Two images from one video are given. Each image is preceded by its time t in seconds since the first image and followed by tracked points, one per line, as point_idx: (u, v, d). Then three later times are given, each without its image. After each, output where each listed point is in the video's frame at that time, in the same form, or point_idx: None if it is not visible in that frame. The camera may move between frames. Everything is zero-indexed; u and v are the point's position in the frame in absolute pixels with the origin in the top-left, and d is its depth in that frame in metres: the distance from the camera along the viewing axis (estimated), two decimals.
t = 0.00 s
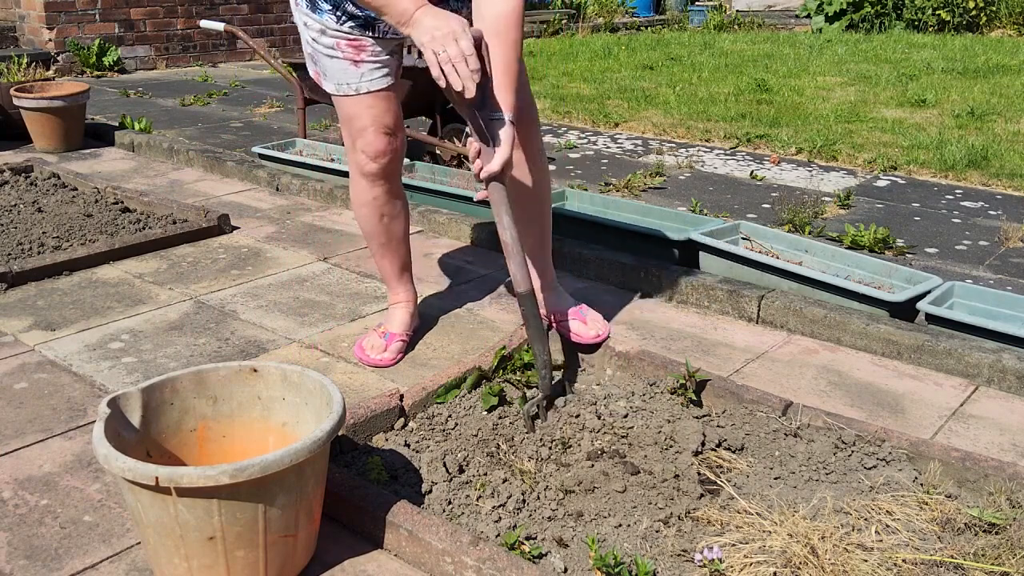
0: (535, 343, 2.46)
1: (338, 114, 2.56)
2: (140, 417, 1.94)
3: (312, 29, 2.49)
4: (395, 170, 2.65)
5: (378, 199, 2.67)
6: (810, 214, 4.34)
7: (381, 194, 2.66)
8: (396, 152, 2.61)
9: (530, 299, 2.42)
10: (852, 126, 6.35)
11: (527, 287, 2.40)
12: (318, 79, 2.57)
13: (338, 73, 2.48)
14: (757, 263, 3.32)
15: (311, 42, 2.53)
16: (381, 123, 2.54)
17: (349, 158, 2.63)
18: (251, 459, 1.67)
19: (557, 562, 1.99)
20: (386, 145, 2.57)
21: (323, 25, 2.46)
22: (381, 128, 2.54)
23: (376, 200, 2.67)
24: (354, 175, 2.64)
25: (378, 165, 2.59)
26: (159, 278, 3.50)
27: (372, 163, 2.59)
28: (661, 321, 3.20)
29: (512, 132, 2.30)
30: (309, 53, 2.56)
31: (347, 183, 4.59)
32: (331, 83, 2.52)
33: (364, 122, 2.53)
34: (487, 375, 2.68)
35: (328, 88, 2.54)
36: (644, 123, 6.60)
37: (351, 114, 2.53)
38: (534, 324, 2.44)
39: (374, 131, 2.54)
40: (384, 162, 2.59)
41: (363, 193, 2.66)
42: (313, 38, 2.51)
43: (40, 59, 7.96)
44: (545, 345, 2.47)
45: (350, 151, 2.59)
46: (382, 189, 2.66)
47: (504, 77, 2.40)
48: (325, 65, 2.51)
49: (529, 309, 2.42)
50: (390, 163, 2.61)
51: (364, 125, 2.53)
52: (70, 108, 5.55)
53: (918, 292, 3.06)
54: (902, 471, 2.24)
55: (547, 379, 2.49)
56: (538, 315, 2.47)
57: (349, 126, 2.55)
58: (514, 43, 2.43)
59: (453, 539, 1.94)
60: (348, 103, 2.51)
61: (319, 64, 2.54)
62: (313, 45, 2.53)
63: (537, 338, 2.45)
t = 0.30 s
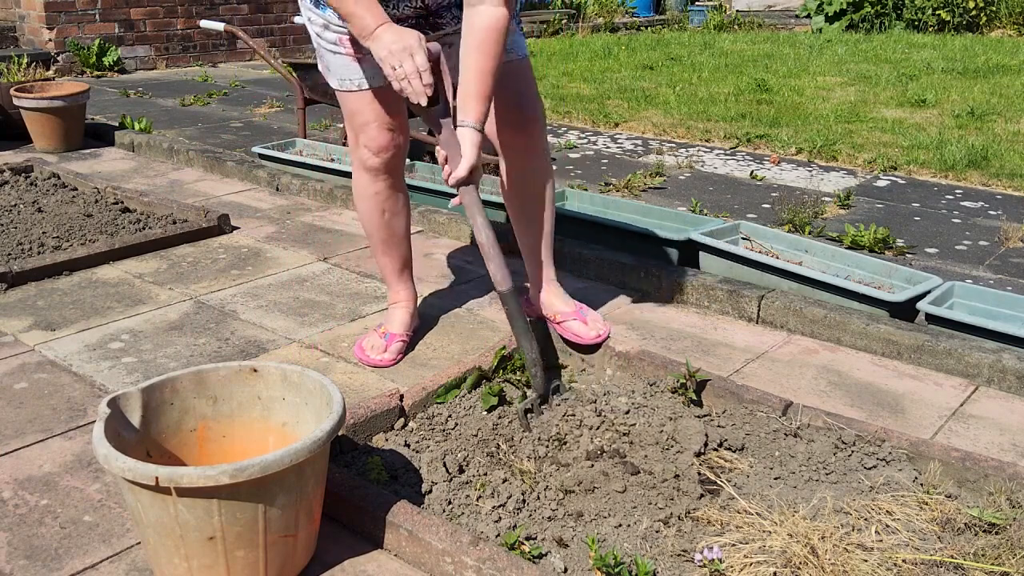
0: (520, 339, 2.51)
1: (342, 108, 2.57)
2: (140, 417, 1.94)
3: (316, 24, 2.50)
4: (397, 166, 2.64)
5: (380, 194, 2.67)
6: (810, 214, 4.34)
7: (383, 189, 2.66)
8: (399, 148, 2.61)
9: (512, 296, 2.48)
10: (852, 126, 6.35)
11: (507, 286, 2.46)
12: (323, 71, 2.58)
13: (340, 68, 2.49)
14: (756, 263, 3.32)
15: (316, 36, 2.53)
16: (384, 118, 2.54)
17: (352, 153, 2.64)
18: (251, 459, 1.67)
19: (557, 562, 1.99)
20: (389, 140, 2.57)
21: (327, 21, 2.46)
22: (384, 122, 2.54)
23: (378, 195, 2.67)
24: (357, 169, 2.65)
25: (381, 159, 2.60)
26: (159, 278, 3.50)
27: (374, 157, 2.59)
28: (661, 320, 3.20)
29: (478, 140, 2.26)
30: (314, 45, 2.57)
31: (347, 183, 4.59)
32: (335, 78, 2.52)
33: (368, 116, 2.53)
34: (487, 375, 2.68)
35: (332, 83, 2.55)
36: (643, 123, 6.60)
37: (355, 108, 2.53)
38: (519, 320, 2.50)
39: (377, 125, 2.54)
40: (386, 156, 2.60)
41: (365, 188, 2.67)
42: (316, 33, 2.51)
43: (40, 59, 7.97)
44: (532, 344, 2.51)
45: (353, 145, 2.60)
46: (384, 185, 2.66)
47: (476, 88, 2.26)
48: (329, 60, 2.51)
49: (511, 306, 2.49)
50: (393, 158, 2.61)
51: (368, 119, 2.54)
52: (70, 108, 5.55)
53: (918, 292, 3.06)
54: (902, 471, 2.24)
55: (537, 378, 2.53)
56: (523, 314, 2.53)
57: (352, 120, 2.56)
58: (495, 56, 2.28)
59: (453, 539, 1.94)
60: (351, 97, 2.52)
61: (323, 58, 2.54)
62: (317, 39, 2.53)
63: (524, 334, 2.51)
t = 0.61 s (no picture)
0: (491, 345, 2.52)
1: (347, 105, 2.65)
2: (140, 416, 1.94)
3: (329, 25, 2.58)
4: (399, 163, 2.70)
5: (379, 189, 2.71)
6: (810, 214, 4.34)
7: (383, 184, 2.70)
8: (399, 146, 2.67)
9: (473, 310, 2.50)
10: (852, 126, 6.36)
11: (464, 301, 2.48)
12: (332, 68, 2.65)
13: (349, 64, 2.57)
14: (757, 263, 3.33)
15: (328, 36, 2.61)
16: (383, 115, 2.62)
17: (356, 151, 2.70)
18: (251, 459, 1.67)
19: (556, 562, 1.99)
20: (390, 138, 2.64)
21: (339, 24, 2.54)
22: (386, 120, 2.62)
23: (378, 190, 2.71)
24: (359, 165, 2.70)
25: (381, 153, 2.66)
26: (159, 278, 3.51)
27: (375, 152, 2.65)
28: (661, 321, 3.20)
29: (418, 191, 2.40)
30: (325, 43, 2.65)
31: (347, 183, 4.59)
32: (344, 75, 2.60)
33: (371, 113, 2.61)
34: (487, 375, 2.69)
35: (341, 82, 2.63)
36: (644, 123, 6.60)
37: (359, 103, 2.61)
38: (485, 329, 2.51)
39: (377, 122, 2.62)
40: (386, 151, 2.65)
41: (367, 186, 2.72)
42: (328, 34, 2.61)
43: (41, 59, 7.97)
44: (501, 350, 2.51)
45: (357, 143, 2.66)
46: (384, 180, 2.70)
47: (429, 143, 2.35)
48: (339, 58, 2.59)
49: (471, 318, 2.50)
50: (393, 154, 2.67)
51: (369, 116, 2.62)
52: (70, 108, 5.56)
53: (918, 292, 3.06)
54: (902, 471, 2.25)
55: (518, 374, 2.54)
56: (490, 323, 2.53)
57: (357, 117, 2.64)
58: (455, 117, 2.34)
59: (453, 539, 1.94)
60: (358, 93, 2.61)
61: (333, 55, 2.62)
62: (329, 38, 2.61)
63: (493, 343, 2.51)
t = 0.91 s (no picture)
0: (490, 358, 2.43)
1: (355, 108, 2.64)
2: (140, 416, 1.94)
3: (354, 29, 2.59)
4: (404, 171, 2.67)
5: (383, 197, 2.69)
6: (810, 214, 4.35)
7: (387, 192, 2.68)
8: (403, 157, 2.65)
9: (467, 325, 2.41)
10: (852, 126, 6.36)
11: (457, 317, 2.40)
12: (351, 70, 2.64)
13: (369, 64, 2.57)
14: (756, 263, 3.33)
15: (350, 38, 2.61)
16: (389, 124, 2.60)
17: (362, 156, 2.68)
18: (252, 459, 1.67)
19: (556, 562, 1.99)
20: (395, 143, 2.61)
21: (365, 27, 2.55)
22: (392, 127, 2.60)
23: (382, 198, 2.69)
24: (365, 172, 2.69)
25: (385, 163, 2.63)
26: (159, 278, 3.51)
27: (378, 162, 2.63)
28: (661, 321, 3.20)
29: (461, 257, 2.36)
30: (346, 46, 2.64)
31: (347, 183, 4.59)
32: (364, 75, 2.59)
33: (377, 119, 2.59)
34: (487, 375, 2.69)
35: (357, 83, 2.63)
36: (644, 123, 6.61)
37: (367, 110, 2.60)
38: (483, 342, 2.42)
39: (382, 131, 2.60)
40: (389, 161, 2.63)
41: (371, 191, 2.69)
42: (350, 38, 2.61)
43: (41, 60, 7.98)
44: (497, 361, 2.42)
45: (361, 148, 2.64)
46: (388, 188, 2.68)
47: (462, 210, 2.33)
48: (360, 58, 2.58)
49: (466, 331, 2.42)
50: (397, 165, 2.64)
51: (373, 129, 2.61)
52: (70, 108, 5.56)
53: (918, 292, 3.07)
54: (902, 471, 2.25)
55: (517, 383, 2.47)
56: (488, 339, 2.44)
57: (363, 121, 2.62)
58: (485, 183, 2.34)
59: (453, 539, 1.94)
60: (367, 95, 2.60)
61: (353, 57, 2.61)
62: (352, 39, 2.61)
63: (491, 354, 2.43)
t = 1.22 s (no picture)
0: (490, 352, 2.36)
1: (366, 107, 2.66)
2: (140, 416, 1.94)
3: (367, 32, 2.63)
4: (411, 172, 2.67)
5: (388, 198, 2.68)
6: (810, 214, 4.35)
7: (392, 193, 2.68)
8: (410, 158, 2.64)
9: (469, 323, 2.35)
10: (852, 126, 6.36)
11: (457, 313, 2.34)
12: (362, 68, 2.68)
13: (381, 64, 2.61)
14: (756, 263, 3.33)
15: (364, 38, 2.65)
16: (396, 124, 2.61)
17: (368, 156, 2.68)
18: (252, 459, 1.67)
19: (557, 562, 1.99)
20: (402, 144, 2.62)
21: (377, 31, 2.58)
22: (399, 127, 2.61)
23: (387, 198, 2.69)
24: (371, 173, 2.69)
25: (390, 164, 2.63)
26: (159, 278, 3.51)
27: (384, 162, 2.63)
28: (661, 321, 3.21)
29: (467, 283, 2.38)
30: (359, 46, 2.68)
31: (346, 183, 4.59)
32: (374, 74, 2.63)
33: (387, 119, 2.61)
34: (487, 375, 2.69)
35: (369, 80, 2.66)
36: (644, 123, 6.61)
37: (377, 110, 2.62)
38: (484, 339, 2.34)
39: (390, 131, 2.61)
40: (395, 161, 2.63)
41: (376, 190, 2.68)
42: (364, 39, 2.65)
43: (41, 60, 7.98)
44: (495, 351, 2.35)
45: (368, 147, 2.65)
46: (393, 189, 2.68)
47: (460, 239, 2.42)
48: (372, 58, 2.62)
49: (466, 328, 2.36)
50: (404, 167, 2.64)
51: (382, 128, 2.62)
52: (70, 108, 5.55)
53: (918, 292, 3.07)
54: (902, 471, 2.25)
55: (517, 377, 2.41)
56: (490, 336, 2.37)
57: (372, 119, 2.64)
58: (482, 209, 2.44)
59: (453, 539, 1.94)
60: (377, 95, 2.62)
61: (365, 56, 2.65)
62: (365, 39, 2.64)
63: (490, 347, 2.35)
